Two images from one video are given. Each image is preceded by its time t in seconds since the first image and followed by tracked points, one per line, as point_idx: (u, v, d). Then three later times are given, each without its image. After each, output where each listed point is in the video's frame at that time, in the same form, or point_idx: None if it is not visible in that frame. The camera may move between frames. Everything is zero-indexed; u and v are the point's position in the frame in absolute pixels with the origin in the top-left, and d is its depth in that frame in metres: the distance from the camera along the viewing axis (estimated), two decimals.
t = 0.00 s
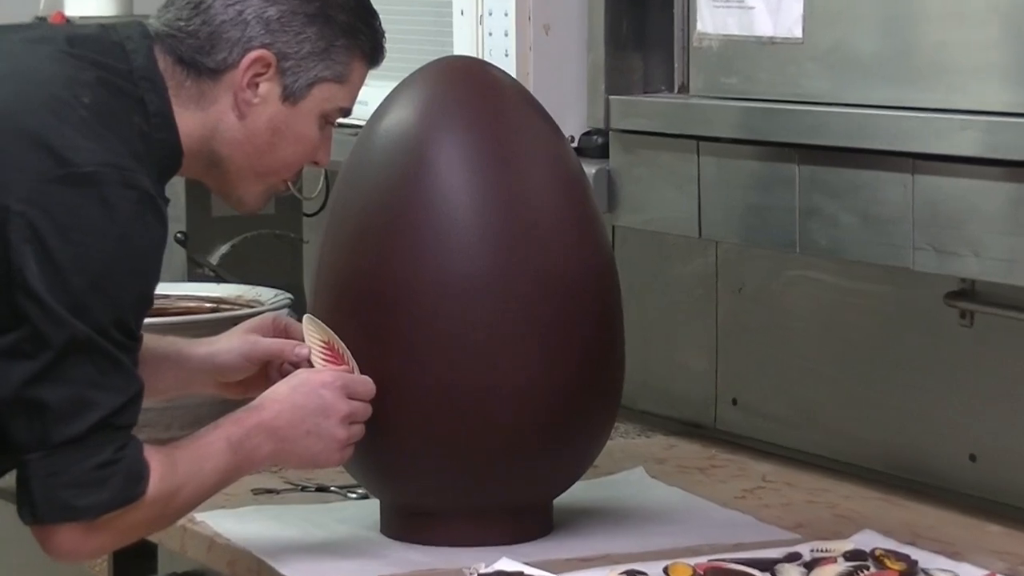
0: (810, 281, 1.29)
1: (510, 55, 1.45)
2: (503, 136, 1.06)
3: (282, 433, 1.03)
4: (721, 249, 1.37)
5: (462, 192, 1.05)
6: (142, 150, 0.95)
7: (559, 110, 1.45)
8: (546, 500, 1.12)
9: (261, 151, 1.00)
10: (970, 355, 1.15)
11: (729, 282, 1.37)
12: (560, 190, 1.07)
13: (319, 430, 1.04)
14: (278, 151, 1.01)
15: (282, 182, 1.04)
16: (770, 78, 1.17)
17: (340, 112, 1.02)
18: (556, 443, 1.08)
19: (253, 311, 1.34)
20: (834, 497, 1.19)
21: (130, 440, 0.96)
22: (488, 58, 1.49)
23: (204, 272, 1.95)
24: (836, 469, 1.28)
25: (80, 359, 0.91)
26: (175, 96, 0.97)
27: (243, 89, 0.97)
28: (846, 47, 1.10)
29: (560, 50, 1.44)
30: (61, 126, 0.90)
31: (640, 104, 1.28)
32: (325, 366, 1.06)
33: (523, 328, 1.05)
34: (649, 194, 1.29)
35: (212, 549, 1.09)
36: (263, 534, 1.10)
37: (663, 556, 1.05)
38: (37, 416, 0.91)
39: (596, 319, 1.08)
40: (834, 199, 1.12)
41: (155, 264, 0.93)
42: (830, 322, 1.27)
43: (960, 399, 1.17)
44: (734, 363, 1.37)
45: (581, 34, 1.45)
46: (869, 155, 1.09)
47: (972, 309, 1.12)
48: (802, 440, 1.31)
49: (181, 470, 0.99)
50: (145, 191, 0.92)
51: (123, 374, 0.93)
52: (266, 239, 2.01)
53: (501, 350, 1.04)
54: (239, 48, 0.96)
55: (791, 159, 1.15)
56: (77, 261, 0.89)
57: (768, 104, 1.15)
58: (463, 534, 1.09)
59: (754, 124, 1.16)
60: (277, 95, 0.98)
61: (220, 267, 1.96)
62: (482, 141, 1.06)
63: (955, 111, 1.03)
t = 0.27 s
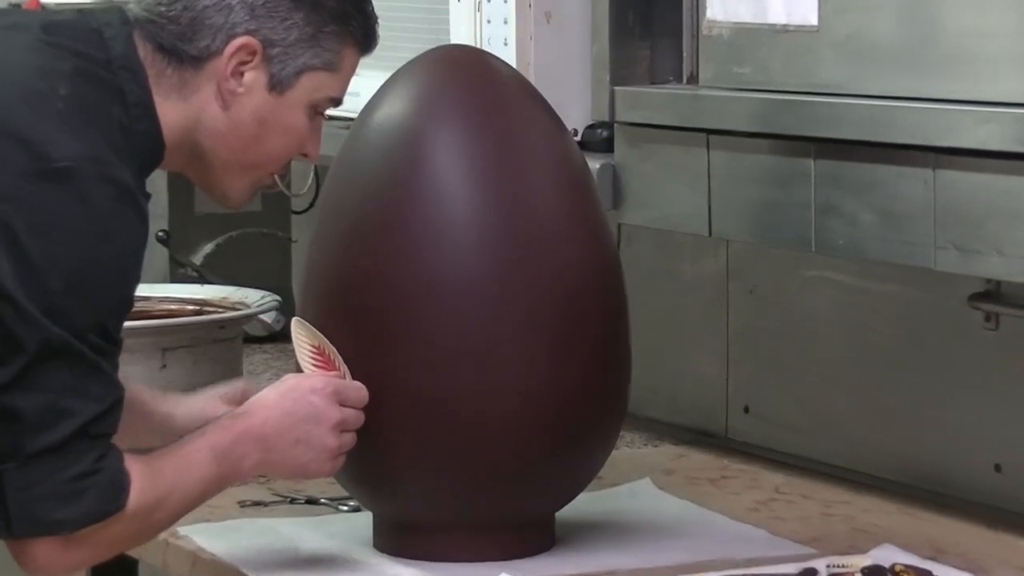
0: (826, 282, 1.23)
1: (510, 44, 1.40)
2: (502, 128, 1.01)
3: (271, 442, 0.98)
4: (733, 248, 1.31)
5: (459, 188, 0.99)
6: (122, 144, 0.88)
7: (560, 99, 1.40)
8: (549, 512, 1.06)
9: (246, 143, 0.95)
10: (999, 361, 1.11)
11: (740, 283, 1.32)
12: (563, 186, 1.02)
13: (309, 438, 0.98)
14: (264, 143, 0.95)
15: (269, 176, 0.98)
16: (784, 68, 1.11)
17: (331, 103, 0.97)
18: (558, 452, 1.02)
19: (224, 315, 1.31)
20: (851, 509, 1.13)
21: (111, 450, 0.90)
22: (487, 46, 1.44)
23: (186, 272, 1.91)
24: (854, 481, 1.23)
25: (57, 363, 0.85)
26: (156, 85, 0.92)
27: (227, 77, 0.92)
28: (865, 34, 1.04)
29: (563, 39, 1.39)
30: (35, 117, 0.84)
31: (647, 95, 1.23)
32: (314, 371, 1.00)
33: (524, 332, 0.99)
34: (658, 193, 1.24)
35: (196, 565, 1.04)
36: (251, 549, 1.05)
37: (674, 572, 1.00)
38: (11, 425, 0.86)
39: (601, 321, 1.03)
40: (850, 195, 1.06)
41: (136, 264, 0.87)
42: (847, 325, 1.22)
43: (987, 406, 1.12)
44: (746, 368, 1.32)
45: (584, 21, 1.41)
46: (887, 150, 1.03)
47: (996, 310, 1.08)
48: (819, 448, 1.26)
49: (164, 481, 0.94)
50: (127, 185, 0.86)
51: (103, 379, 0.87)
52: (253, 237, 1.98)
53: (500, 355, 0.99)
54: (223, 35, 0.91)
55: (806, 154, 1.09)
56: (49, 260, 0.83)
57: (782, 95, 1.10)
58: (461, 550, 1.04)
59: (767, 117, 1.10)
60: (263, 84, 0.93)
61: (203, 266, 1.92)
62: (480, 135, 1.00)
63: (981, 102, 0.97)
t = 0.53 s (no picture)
0: (844, 281, 1.19)
1: (509, 29, 1.36)
2: (500, 116, 0.96)
3: (258, 447, 0.92)
4: (744, 245, 1.26)
5: (456, 181, 0.94)
6: (102, 131, 0.81)
7: (564, 89, 1.35)
8: (551, 522, 1.01)
9: (228, 131, 0.90)
10: None
11: (751, 282, 1.27)
12: (565, 178, 0.97)
13: (297, 444, 0.93)
14: (249, 132, 0.90)
15: (255, 166, 0.94)
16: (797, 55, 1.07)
17: (319, 88, 0.92)
18: (561, 459, 0.97)
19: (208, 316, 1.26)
20: (867, 519, 1.09)
21: (88, 458, 0.83)
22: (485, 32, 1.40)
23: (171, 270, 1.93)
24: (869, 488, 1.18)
25: (29, 364, 0.78)
26: (133, 70, 0.87)
27: (207, 62, 0.87)
28: (885, 19, 0.99)
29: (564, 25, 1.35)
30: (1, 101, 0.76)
31: (653, 84, 1.18)
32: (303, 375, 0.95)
33: (525, 332, 0.94)
34: (662, 186, 1.19)
35: None
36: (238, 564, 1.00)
37: None
38: None
39: (606, 321, 0.98)
40: (867, 189, 1.01)
41: (115, 260, 0.80)
42: (867, 324, 1.17)
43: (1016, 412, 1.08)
44: (758, 371, 1.27)
45: (586, 10, 1.36)
46: (907, 140, 0.98)
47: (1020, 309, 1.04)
48: (833, 455, 1.22)
49: (144, 488, 0.87)
50: (104, 178, 0.79)
51: (79, 383, 0.80)
52: (239, 233, 1.97)
53: (500, 356, 0.94)
54: (204, 17, 0.85)
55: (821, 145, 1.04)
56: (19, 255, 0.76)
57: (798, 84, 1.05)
58: (458, 562, 0.99)
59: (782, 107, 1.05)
60: (246, 69, 0.88)
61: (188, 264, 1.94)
62: (478, 124, 0.95)
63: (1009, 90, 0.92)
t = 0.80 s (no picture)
0: (861, 282, 1.14)
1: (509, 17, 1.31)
2: (500, 105, 0.91)
3: (245, 456, 0.87)
4: (755, 242, 1.22)
5: (455, 176, 0.90)
6: (81, 124, 0.75)
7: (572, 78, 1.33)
8: (553, 533, 0.97)
9: (214, 124, 0.85)
10: None
11: (763, 282, 1.22)
12: (568, 173, 0.92)
13: (287, 453, 0.88)
14: (234, 123, 0.86)
15: (239, 158, 0.89)
16: (811, 44, 1.06)
17: (308, 76, 0.87)
18: (565, 467, 0.93)
19: (193, 316, 1.22)
20: (885, 532, 1.06)
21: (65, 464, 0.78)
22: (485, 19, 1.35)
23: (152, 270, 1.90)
24: (888, 498, 1.15)
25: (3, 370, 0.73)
26: (114, 58, 0.81)
27: (191, 50, 0.82)
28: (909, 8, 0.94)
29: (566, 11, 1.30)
30: None
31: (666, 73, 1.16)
32: (294, 380, 0.91)
33: (527, 333, 0.90)
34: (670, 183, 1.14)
35: None
36: None
37: None
38: None
39: (612, 323, 0.93)
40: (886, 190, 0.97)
41: (96, 259, 0.75)
42: (884, 326, 1.13)
43: None
44: (770, 375, 1.23)
45: None
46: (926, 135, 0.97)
47: None
48: (848, 464, 1.18)
49: (126, 499, 0.82)
50: (84, 172, 0.74)
51: (56, 388, 0.75)
52: (225, 231, 1.95)
53: (502, 361, 0.89)
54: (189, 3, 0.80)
55: (838, 138, 1.03)
56: None
57: (817, 74, 1.03)
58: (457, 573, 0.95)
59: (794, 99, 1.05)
60: (232, 57, 0.83)
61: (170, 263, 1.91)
62: (478, 114, 0.91)
63: None
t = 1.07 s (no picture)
0: (878, 283, 1.10)
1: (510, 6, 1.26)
2: (500, 95, 0.86)
3: (231, 468, 0.80)
4: (768, 241, 1.17)
5: (452, 172, 0.85)
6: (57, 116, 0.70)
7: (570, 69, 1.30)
8: (555, 549, 0.92)
9: (197, 114, 0.77)
10: None
11: (778, 282, 1.17)
12: (572, 169, 0.87)
13: (273, 462, 0.82)
14: (219, 118, 0.78)
15: (224, 153, 0.81)
16: (830, 32, 1.04)
17: (298, 66, 0.80)
18: (569, 480, 0.88)
19: (173, 320, 1.17)
20: (908, 548, 1.02)
21: (38, 477, 0.72)
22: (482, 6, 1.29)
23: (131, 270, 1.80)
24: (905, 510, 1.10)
25: None
26: (91, 45, 0.74)
27: (176, 37, 0.74)
28: None
29: None
30: None
31: (670, 63, 1.13)
32: (281, 386, 0.85)
33: (529, 338, 0.85)
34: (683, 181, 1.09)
35: None
36: None
37: None
38: None
39: (618, 327, 0.89)
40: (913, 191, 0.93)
41: (72, 260, 0.70)
42: (905, 332, 1.08)
43: None
44: (784, 382, 1.18)
45: None
46: (954, 127, 0.95)
47: None
48: (864, 475, 1.13)
49: (101, 509, 0.75)
50: (59, 166, 0.69)
51: (33, 396, 0.70)
52: (207, 228, 1.83)
53: (503, 368, 0.84)
54: None
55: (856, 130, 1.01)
56: None
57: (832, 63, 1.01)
58: None
59: (813, 88, 1.01)
60: (219, 46, 0.76)
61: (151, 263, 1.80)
62: (476, 106, 0.86)
63: None
